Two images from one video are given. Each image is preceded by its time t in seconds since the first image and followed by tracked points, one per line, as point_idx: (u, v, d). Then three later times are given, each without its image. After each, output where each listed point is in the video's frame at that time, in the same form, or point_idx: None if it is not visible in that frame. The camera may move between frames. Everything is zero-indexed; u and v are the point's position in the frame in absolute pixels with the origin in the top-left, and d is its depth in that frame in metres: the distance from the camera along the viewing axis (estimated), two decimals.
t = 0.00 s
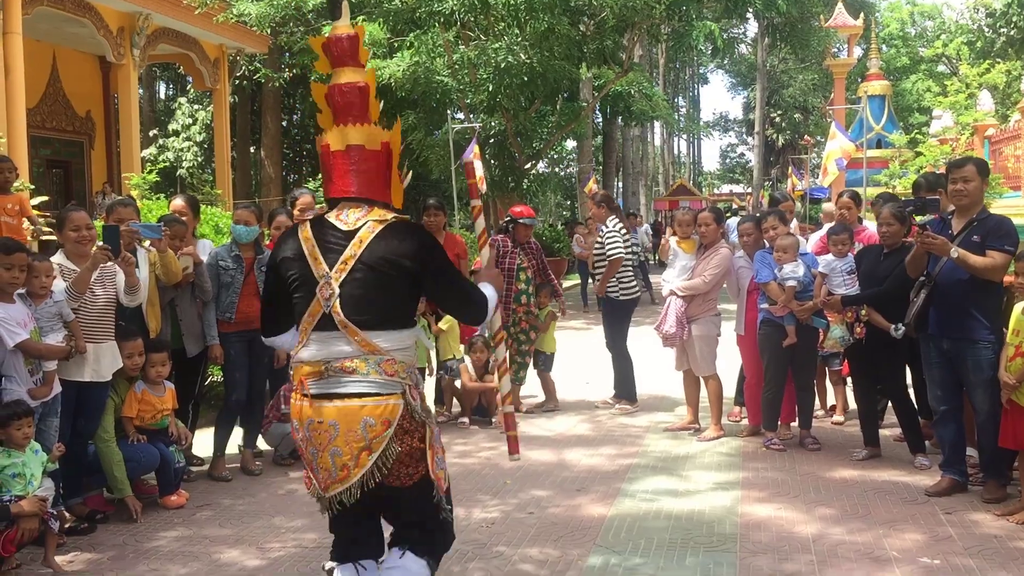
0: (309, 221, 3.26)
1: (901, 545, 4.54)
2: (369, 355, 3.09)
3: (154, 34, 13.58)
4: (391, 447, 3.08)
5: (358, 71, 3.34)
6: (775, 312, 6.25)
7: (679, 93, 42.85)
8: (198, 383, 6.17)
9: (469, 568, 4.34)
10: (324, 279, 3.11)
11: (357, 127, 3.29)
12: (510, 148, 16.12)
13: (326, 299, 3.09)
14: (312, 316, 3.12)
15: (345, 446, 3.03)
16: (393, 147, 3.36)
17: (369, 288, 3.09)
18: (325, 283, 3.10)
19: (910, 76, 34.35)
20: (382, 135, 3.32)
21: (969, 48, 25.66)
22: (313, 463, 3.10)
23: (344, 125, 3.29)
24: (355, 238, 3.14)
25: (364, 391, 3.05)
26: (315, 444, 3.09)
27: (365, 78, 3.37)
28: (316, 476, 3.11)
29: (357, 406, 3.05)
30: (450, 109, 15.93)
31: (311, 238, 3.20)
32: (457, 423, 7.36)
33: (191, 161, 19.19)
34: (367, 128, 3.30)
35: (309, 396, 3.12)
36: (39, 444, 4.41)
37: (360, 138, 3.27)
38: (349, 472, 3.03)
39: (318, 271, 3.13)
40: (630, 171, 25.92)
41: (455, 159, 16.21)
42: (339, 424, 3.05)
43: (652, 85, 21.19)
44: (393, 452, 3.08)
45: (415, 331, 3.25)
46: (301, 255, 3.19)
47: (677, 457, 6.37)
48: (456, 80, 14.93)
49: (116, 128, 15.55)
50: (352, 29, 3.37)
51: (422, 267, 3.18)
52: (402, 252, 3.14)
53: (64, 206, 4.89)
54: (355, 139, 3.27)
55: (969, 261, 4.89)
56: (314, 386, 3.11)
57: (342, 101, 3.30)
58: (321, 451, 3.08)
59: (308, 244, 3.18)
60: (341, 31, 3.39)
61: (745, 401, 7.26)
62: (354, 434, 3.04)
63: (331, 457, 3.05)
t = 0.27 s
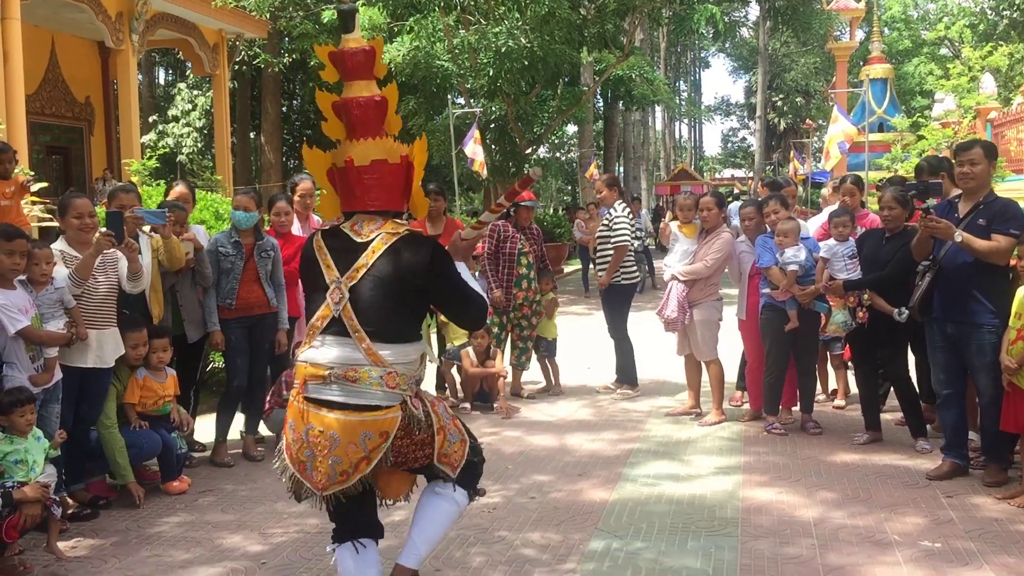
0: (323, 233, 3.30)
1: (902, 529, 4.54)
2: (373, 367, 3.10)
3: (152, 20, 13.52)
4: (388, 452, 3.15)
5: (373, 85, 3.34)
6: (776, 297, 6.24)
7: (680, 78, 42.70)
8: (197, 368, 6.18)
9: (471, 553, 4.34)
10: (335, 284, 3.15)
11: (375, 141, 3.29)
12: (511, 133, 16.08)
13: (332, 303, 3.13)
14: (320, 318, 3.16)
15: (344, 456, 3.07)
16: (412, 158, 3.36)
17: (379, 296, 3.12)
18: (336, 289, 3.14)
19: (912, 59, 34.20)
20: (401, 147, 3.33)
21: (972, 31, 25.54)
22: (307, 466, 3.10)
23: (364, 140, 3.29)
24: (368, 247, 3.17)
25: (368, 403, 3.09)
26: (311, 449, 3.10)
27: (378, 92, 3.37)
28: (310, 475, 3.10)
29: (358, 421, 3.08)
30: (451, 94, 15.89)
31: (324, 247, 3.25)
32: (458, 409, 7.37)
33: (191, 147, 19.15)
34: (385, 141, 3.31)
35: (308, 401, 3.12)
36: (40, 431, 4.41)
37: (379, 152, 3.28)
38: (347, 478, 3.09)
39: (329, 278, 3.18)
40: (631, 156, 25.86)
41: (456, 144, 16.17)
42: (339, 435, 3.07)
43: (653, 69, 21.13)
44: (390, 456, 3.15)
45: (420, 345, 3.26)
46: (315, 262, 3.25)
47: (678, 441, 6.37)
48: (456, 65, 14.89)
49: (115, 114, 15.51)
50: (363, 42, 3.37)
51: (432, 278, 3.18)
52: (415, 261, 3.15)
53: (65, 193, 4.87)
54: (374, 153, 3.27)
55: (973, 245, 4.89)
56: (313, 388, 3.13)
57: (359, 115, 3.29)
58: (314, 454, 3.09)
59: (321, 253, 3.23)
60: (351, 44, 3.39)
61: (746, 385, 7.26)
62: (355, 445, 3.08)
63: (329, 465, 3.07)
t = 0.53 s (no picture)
0: (338, 202, 3.29)
1: (902, 518, 4.55)
2: (408, 323, 3.13)
3: (150, 10, 13.46)
4: (426, 411, 3.14)
5: (390, 54, 3.29)
6: (776, 286, 6.24)
7: (679, 66, 42.57)
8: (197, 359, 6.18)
9: (471, 543, 4.35)
10: (355, 254, 3.17)
11: (391, 111, 3.24)
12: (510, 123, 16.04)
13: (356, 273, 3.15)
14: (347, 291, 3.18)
15: (386, 408, 3.06)
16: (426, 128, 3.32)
17: (402, 259, 3.14)
18: (356, 258, 3.16)
19: (912, 47, 34.11)
20: (416, 117, 3.29)
21: (972, 18, 25.43)
22: (349, 424, 3.09)
23: (380, 108, 3.23)
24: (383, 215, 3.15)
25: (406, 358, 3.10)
26: (352, 407, 3.10)
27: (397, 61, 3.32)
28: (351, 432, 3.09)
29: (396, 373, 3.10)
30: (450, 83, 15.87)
31: (340, 217, 3.25)
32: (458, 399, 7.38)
33: (190, 138, 19.11)
34: (401, 111, 3.26)
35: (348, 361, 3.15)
36: (40, 422, 4.41)
37: (396, 121, 3.23)
38: (387, 433, 3.06)
39: (348, 248, 3.19)
40: (630, 145, 25.81)
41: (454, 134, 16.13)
42: (380, 389, 3.08)
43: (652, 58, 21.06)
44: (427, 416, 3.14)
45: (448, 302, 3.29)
46: (332, 234, 3.26)
47: (678, 431, 6.38)
48: (454, 54, 14.76)
49: (113, 105, 15.47)
50: (383, 13, 3.31)
51: (447, 233, 3.17)
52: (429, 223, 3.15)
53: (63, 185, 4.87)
54: (391, 122, 3.22)
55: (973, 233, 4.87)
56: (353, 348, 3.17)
57: (378, 84, 3.24)
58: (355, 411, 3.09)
59: (337, 224, 3.24)
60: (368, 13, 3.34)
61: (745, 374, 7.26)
62: (396, 398, 3.08)
63: (370, 419, 3.05)
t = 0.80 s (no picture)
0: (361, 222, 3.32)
1: (899, 515, 4.55)
2: (428, 337, 3.18)
3: (147, 6, 13.42)
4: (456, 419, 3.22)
5: (406, 78, 3.37)
6: (774, 283, 6.24)
7: (678, 62, 42.55)
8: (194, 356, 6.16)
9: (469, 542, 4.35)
10: (375, 275, 3.21)
11: (408, 132, 3.31)
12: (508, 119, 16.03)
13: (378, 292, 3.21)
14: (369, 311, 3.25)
15: (415, 424, 3.15)
16: (444, 148, 3.37)
17: (422, 275, 3.19)
18: (376, 280, 3.21)
19: (910, 43, 34.13)
20: (433, 137, 3.35)
21: (970, 14, 25.41)
22: (388, 442, 3.21)
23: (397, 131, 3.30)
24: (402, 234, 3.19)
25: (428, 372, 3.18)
26: (386, 425, 3.20)
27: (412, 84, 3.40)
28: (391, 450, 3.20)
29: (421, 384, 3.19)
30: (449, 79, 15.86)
31: (361, 237, 3.28)
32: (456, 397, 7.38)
33: (188, 134, 19.09)
34: (417, 132, 3.32)
35: (374, 381, 3.23)
36: (37, 422, 4.40)
37: (413, 142, 3.29)
38: (422, 448, 3.14)
39: (370, 270, 3.23)
40: (628, 142, 25.81)
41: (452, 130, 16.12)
42: (408, 406, 3.17)
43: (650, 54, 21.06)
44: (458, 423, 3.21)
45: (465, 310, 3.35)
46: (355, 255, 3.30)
47: (676, 428, 6.38)
48: (451, 51, 14.64)
49: (111, 102, 15.44)
50: (398, 37, 3.40)
51: (464, 243, 3.20)
52: (445, 236, 3.19)
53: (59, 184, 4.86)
54: (407, 143, 3.29)
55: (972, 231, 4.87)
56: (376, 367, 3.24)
57: (394, 107, 3.31)
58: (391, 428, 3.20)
59: (359, 244, 3.27)
60: (384, 38, 3.42)
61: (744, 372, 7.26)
62: (424, 412, 3.16)
63: (404, 437, 3.15)
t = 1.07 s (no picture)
0: (382, 203, 3.37)
1: (897, 518, 4.54)
2: (432, 323, 3.26)
3: (145, 8, 13.40)
4: (455, 398, 3.28)
5: (426, 66, 3.45)
6: (771, 286, 6.25)
7: (676, 64, 42.55)
8: (191, 358, 6.16)
9: (467, 544, 4.35)
10: (395, 257, 3.26)
11: (428, 119, 3.40)
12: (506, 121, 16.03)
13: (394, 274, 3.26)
14: (381, 292, 3.31)
15: (412, 401, 3.23)
16: (461, 135, 3.47)
17: (437, 261, 3.25)
18: (395, 262, 3.26)
19: (907, 45, 34.16)
20: (452, 124, 3.45)
21: (967, 16, 25.45)
22: (382, 416, 3.30)
23: (417, 116, 3.39)
24: (424, 216, 3.24)
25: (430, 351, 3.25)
26: (384, 399, 3.28)
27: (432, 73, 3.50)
28: (384, 423, 3.29)
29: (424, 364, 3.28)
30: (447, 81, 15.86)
31: (383, 218, 3.31)
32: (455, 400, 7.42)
33: (185, 135, 19.07)
34: (436, 119, 3.42)
35: (377, 356, 3.32)
36: (34, 423, 4.39)
37: (433, 129, 3.39)
38: (416, 424, 3.22)
39: (389, 251, 3.27)
40: (626, 143, 25.81)
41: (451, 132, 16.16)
42: (407, 381, 3.25)
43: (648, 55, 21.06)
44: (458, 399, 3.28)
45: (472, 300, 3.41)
46: (374, 234, 3.33)
47: (674, 430, 6.38)
48: (450, 52, 14.68)
49: (109, 103, 15.42)
50: (419, 28, 3.50)
51: (482, 232, 3.26)
52: (465, 224, 3.25)
53: (55, 186, 4.86)
54: (427, 130, 3.38)
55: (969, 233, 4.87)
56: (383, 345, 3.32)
57: (416, 94, 3.40)
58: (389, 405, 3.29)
59: (380, 223, 3.30)
60: (406, 28, 3.52)
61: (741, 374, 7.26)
62: (422, 390, 3.24)
63: (400, 412, 3.24)
